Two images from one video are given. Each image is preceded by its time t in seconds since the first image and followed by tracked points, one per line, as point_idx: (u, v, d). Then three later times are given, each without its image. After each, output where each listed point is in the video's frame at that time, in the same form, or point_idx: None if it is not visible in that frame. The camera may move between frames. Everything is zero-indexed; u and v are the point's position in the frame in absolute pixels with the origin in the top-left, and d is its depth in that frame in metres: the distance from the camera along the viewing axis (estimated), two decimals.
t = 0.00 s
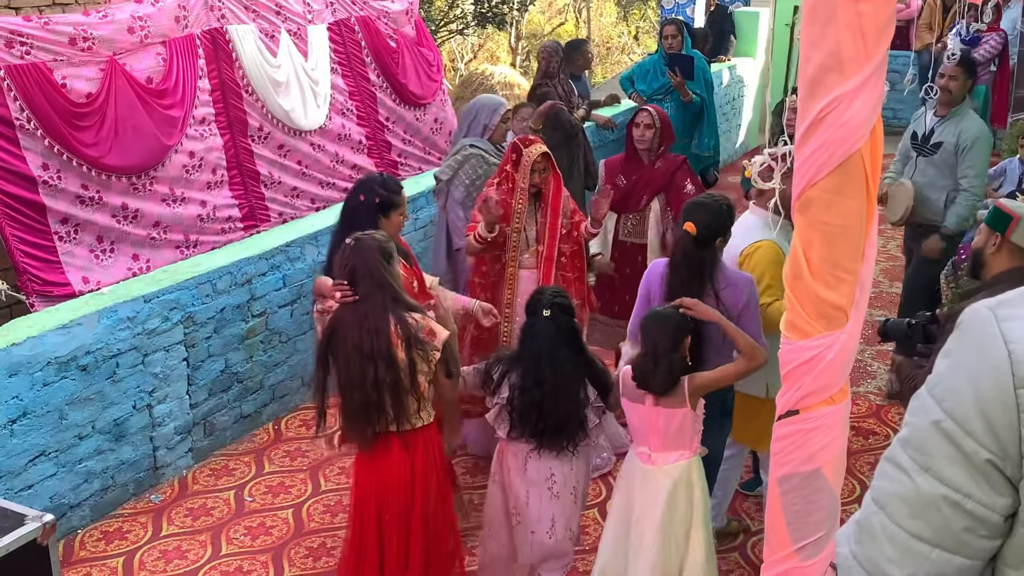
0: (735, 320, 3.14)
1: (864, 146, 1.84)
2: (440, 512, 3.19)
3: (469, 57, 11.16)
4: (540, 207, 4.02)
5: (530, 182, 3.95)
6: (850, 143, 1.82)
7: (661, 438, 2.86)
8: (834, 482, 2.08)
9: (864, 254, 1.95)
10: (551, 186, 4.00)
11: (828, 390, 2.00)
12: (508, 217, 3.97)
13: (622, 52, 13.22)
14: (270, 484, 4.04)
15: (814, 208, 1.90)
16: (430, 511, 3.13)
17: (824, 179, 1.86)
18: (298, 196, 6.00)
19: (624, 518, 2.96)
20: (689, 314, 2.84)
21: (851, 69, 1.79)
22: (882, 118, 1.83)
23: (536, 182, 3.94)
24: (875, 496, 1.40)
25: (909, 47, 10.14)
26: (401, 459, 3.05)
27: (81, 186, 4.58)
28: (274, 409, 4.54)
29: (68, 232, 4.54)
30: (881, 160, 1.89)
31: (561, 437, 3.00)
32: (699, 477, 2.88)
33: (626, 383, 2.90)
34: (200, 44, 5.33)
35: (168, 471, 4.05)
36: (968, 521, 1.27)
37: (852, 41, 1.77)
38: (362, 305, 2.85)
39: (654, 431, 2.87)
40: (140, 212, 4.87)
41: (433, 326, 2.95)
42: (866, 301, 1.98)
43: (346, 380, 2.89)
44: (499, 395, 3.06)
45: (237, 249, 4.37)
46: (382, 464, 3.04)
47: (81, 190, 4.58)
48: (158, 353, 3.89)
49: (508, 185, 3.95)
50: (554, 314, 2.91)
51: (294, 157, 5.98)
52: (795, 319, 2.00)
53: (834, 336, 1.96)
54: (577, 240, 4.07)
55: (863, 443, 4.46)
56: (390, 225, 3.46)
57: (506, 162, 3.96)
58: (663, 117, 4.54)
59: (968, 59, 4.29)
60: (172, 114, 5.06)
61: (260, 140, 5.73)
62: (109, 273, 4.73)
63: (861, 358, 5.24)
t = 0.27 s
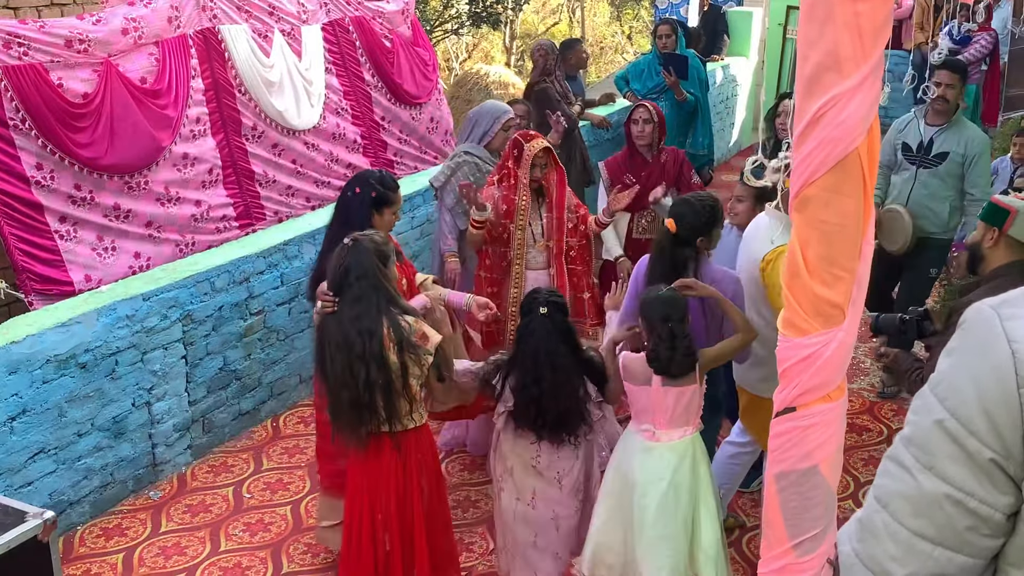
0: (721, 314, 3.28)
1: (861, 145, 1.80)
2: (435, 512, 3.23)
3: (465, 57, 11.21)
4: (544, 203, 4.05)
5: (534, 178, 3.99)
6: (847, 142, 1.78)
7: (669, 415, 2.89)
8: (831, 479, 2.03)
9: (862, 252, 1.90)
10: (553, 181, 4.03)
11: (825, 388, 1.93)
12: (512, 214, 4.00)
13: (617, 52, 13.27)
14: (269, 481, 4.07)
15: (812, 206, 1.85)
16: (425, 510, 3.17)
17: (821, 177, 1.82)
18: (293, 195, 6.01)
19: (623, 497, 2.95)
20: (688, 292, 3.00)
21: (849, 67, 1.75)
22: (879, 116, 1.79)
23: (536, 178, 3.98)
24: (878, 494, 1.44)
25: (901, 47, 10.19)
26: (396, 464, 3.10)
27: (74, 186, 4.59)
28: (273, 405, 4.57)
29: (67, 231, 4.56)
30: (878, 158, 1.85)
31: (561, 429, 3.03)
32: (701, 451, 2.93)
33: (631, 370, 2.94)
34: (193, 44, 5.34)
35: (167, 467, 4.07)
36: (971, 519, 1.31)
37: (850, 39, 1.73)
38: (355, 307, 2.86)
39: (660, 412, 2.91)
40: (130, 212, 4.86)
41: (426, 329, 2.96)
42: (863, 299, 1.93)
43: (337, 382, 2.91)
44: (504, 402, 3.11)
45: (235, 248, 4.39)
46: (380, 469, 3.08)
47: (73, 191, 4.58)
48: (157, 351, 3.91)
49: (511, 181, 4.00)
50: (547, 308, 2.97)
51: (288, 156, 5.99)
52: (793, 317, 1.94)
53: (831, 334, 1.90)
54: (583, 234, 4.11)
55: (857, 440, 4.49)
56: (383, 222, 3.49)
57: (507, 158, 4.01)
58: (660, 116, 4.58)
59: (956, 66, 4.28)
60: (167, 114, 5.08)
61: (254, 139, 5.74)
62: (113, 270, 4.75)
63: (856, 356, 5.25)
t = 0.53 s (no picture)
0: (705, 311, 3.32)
1: (857, 143, 1.74)
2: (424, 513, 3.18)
3: (458, 56, 11.24)
4: (548, 202, 4.06)
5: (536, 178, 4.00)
6: (842, 141, 1.72)
7: (666, 412, 2.92)
8: (826, 475, 1.99)
9: (857, 250, 1.84)
10: (558, 180, 4.05)
11: (819, 385, 1.91)
12: (513, 212, 4.03)
13: (610, 51, 13.29)
14: (265, 478, 4.08)
15: (807, 206, 1.79)
16: (413, 510, 3.13)
17: (817, 176, 1.76)
18: (285, 194, 6.03)
19: (621, 493, 2.97)
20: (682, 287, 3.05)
21: (843, 66, 1.70)
22: (875, 115, 1.73)
23: (540, 177, 3.99)
24: (881, 497, 1.46)
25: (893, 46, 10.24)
26: (381, 475, 3.04)
27: (67, 186, 4.60)
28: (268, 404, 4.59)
29: (58, 231, 4.57)
30: (874, 155, 1.80)
31: (547, 426, 3.05)
32: (699, 447, 2.98)
33: (626, 368, 2.92)
34: (182, 43, 5.35)
35: (163, 465, 4.08)
36: (972, 521, 1.33)
37: (845, 37, 1.67)
38: (344, 318, 2.81)
39: (658, 408, 2.93)
40: (123, 211, 4.87)
41: (415, 342, 2.88)
42: (859, 297, 1.90)
43: (320, 392, 2.86)
44: (489, 389, 3.12)
45: (229, 247, 4.40)
46: (364, 479, 3.04)
47: (66, 190, 4.60)
48: (153, 349, 3.92)
49: (513, 179, 4.02)
50: (547, 300, 2.99)
51: (280, 155, 6.00)
52: (790, 316, 1.91)
53: (825, 332, 1.87)
54: (593, 232, 4.11)
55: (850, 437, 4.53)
56: (378, 221, 3.51)
57: (512, 157, 4.03)
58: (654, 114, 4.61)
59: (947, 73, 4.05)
60: (158, 114, 5.08)
61: (245, 138, 5.75)
62: (105, 270, 4.74)
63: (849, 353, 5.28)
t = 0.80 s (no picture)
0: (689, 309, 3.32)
1: (844, 144, 1.75)
2: (419, 517, 3.17)
3: (449, 57, 11.30)
4: (544, 205, 4.10)
5: (538, 183, 4.02)
6: (830, 142, 1.73)
7: (648, 421, 2.95)
8: (814, 474, 1.95)
9: (845, 249, 1.83)
10: (557, 185, 4.09)
11: (808, 383, 1.88)
12: (510, 212, 4.08)
13: (600, 52, 13.35)
14: (258, 477, 4.11)
15: (796, 206, 1.80)
16: (407, 513, 3.12)
17: (805, 176, 1.77)
18: (274, 194, 6.06)
19: (611, 503, 3.02)
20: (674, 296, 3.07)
21: (831, 69, 1.71)
22: (862, 117, 1.74)
23: (541, 182, 4.01)
24: (871, 497, 1.41)
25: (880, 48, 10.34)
26: (380, 480, 3.04)
27: (63, 187, 4.62)
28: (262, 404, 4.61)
29: (49, 231, 4.57)
30: (861, 157, 1.81)
31: (543, 430, 2.97)
32: (683, 457, 2.99)
33: (611, 375, 3.00)
34: (168, 46, 5.36)
35: (157, 465, 4.10)
36: (963, 522, 1.28)
37: (833, 40, 1.69)
38: (338, 321, 2.81)
39: (640, 418, 2.96)
40: (122, 211, 4.92)
41: (410, 339, 2.89)
42: (845, 300, 1.88)
43: (312, 391, 2.87)
44: (477, 382, 3.06)
45: (223, 247, 4.42)
46: (362, 482, 3.06)
47: (64, 190, 4.62)
48: (146, 349, 3.94)
49: (513, 182, 4.07)
50: (546, 301, 2.99)
51: (268, 156, 6.02)
52: (778, 314, 1.88)
53: (814, 331, 1.85)
54: (586, 244, 4.10)
55: (837, 434, 4.60)
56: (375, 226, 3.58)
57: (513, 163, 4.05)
58: (644, 117, 4.66)
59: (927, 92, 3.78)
60: (145, 116, 5.09)
61: (233, 139, 5.77)
62: (89, 271, 4.76)
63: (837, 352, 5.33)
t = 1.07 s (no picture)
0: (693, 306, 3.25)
1: (834, 141, 1.74)
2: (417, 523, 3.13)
3: (442, 54, 11.33)
4: (533, 199, 4.12)
5: (529, 176, 4.07)
6: (820, 139, 1.72)
7: (632, 415, 2.96)
8: (805, 469, 1.92)
9: (835, 246, 1.82)
10: (547, 179, 4.13)
11: (800, 378, 1.85)
12: (501, 205, 4.09)
13: (593, 50, 13.36)
14: (251, 474, 4.11)
15: (786, 203, 1.78)
16: (401, 520, 3.08)
17: (795, 173, 1.75)
18: (264, 192, 6.05)
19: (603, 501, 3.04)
20: (666, 294, 3.04)
21: (820, 66, 1.69)
22: (852, 114, 1.73)
23: (533, 176, 4.07)
24: (861, 495, 1.32)
25: (871, 46, 10.37)
26: (376, 482, 3.04)
27: (53, 184, 4.62)
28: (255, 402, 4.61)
29: (44, 230, 4.58)
30: (850, 155, 1.80)
31: (543, 421, 2.94)
32: (667, 453, 2.97)
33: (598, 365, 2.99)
34: (154, 44, 5.34)
35: (150, 462, 4.10)
36: (953, 519, 1.21)
37: (822, 37, 1.67)
38: (331, 326, 2.79)
39: (625, 412, 2.97)
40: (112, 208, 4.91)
41: (403, 340, 2.87)
42: (837, 292, 1.85)
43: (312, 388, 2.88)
44: (469, 370, 2.97)
45: (216, 245, 4.42)
46: (359, 482, 3.06)
47: (52, 188, 4.61)
48: (140, 347, 3.93)
49: (504, 175, 4.09)
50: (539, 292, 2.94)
51: (259, 154, 6.02)
52: (768, 310, 1.86)
53: (805, 327, 1.82)
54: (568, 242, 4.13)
55: (828, 430, 4.62)
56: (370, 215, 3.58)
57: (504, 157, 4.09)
58: (635, 114, 4.66)
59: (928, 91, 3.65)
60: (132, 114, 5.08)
61: (221, 136, 5.76)
62: (82, 269, 4.76)
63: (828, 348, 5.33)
